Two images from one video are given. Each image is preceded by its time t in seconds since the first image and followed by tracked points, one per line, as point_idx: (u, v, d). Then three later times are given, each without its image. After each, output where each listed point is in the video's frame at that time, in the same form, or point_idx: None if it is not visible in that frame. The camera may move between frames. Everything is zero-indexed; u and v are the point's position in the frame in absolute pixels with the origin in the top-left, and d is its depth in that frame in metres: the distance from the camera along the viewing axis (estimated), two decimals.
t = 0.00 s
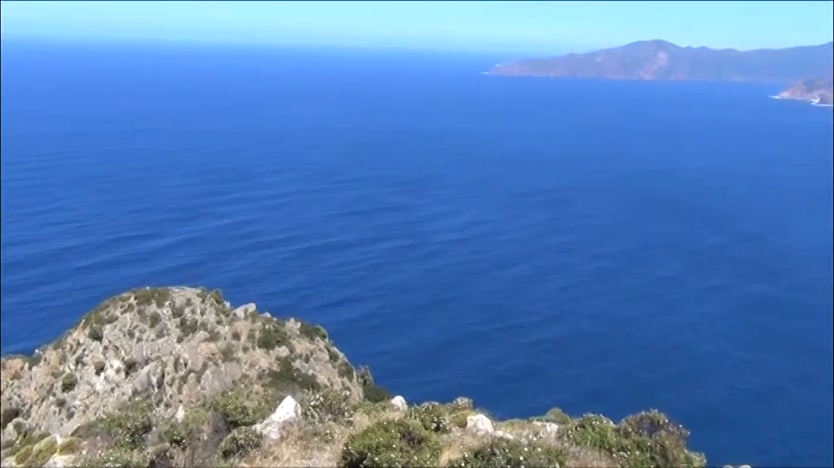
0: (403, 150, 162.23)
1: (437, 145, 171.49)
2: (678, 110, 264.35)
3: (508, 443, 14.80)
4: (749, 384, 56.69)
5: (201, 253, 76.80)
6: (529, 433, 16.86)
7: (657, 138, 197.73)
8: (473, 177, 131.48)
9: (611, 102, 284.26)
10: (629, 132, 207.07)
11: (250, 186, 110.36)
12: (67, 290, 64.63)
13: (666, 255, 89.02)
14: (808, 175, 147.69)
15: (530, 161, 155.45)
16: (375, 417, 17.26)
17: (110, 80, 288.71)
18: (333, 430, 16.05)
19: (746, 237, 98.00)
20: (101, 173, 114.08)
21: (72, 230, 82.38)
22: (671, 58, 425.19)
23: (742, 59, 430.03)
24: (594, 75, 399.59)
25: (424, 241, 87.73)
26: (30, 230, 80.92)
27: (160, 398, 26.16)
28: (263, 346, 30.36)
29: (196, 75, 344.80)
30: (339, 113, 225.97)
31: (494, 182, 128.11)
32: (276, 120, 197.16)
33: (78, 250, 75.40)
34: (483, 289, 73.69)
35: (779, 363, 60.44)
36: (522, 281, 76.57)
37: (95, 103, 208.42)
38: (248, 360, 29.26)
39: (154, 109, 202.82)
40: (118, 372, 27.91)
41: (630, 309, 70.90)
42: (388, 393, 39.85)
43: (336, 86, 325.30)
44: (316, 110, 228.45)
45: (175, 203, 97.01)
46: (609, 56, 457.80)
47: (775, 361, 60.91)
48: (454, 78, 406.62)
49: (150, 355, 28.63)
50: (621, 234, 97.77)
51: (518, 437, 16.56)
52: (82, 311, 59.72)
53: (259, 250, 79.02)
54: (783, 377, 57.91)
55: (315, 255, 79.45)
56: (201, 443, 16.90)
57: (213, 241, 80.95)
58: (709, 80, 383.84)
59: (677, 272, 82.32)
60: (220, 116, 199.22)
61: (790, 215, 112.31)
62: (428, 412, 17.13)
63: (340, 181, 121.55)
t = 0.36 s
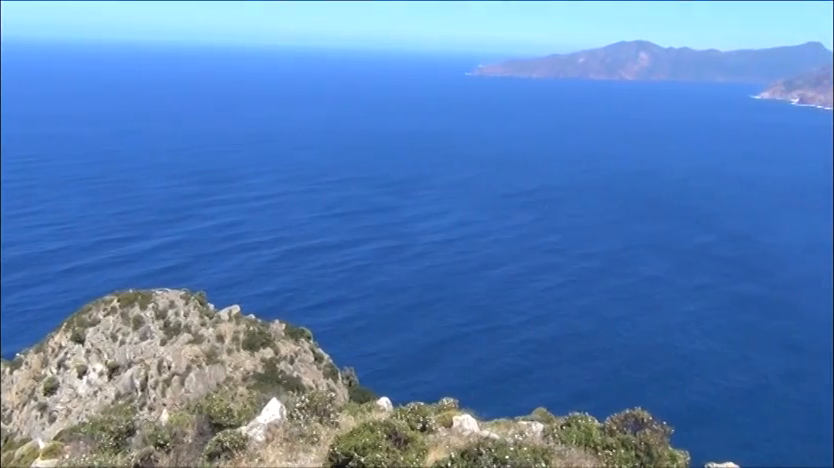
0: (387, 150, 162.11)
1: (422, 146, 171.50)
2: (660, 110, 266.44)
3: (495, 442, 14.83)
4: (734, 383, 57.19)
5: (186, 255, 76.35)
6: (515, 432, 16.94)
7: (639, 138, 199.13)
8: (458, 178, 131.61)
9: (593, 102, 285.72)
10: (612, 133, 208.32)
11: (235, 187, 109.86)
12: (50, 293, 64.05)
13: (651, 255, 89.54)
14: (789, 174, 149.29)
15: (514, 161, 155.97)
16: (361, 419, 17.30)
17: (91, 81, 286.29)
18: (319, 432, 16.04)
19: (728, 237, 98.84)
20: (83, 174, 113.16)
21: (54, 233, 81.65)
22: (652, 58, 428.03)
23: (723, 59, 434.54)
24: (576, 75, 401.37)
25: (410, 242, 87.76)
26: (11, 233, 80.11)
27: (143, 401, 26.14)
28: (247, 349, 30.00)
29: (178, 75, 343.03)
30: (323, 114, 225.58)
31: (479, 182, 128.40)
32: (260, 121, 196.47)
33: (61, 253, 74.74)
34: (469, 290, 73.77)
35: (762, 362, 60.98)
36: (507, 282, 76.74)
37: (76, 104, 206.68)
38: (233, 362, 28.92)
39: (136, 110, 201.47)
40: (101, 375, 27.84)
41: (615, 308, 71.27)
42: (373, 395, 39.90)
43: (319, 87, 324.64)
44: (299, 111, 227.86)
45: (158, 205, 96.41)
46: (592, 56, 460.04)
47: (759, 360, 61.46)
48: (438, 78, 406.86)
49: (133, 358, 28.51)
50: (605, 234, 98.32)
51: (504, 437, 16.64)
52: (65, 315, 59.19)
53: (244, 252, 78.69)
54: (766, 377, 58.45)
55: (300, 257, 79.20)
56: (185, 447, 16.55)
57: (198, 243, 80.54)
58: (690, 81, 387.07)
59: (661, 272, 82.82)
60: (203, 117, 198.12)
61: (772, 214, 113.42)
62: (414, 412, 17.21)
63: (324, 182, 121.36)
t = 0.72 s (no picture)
0: (370, 152, 162.13)
1: (405, 147, 171.65)
2: (641, 110, 268.66)
3: (480, 442, 14.82)
4: (717, 381, 57.63)
5: (168, 259, 75.91)
6: (499, 432, 16.93)
7: (621, 138, 200.43)
8: (442, 179, 131.86)
9: (576, 103, 287.18)
10: (593, 133, 209.45)
11: (217, 189, 109.48)
12: (30, 298, 63.46)
13: (633, 255, 90.10)
14: (769, 174, 150.91)
15: (496, 162, 156.56)
16: (345, 420, 17.29)
17: (71, 84, 284.21)
18: (303, 434, 15.97)
19: (709, 236, 99.72)
20: (64, 177, 112.29)
21: (34, 237, 80.92)
22: (633, 59, 430.81)
23: (703, 60, 439.03)
24: (558, 76, 403.40)
25: (394, 244, 87.80)
26: None
27: (125, 406, 26.16)
28: (230, 352, 31.06)
29: (160, 77, 341.53)
30: (307, 115, 225.35)
31: (462, 183, 128.71)
32: (242, 123, 195.81)
33: (41, 257, 74.11)
34: (453, 291, 73.87)
35: (745, 361, 61.48)
36: (492, 283, 76.91)
37: (56, 107, 205.01)
38: (215, 366, 29.70)
39: (118, 112, 200.17)
40: (81, 380, 27.04)
41: (599, 308, 71.62)
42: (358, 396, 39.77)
43: (302, 88, 323.98)
44: (281, 113, 227.33)
45: (141, 208, 95.80)
46: (573, 58, 462.54)
47: (741, 359, 61.98)
48: (421, 80, 407.29)
49: (115, 362, 28.51)
50: (589, 234, 98.87)
51: (489, 437, 16.61)
52: (45, 319, 58.64)
53: (227, 255, 78.38)
54: (749, 375, 58.94)
55: (284, 260, 78.91)
56: (168, 451, 16.67)
57: (180, 246, 80.12)
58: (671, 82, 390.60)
59: (644, 272, 83.35)
60: (185, 119, 197.07)
61: (752, 213, 114.58)
62: (398, 413, 17.21)
63: (308, 184, 121.07)
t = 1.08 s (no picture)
0: (351, 153, 161.98)
1: (387, 148, 171.70)
2: (620, 108, 271.00)
3: (465, 440, 15.10)
4: (701, 375, 58.24)
5: (150, 264, 75.44)
6: (484, 430, 17.26)
7: (600, 136, 201.78)
8: (424, 179, 132.16)
9: (555, 102, 288.54)
10: (573, 131, 210.70)
11: (198, 193, 108.92)
12: (10, 307, 62.78)
13: (616, 252, 90.76)
14: (747, 169, 152.79)
15: (477, 161, 157.05)
16: (329, 422, 17.33)
17: (47, 89, 281.34)
18: (288, 437, 15.95)
19: (690, 232, 100.69)
20: (42, 183, 111.14)
21: (13, 244, 80.07)
22: (611, 57, 433.51)
23: (680, 57, 443.83)
24: (537, 75, 404.94)
25: (376, 245, 87.85)
26: None
27: (108, 413, 25.19)
28: (213, 356, 30.69)
29: (138, 81, 339.19)
30: (287, 118, 224.83)
31: (443, 183, 128.92)
32: (221, 126, 194.69)
33: (21, 264, 73.37)
34: (438, 291, 74.04)
35: (727, 355, 62.19)
36: (476, 283, 77.16)
37: (32, 113, 202.74)
38: (199, 370, 29.41)
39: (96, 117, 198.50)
40: (63, 387, 27.26)
41: (583, 306, 72.09)
42: (342, 398, 39.91)
43: (281, 90, 322.90)
44: (261, 115, 226.40)
45: (121, 213, 95.12)
46: (552, 56, 464.48)
47: (724, 353, 62.69)
48: (400, 81, 406.91)
49: (97, 369, 28.25)
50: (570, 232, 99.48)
51: (474, 435, 16.87)
52: (25, 328, 58.03)
53: (210, 259, 78.01)
54: (731, 369, 59.64)
55: (268, 263, 78.65)
56: (152, 456, 16.79)
57: (162, 251, 79.63)
58: (649, 79, 394.42)
59: (627, 269, 83.99)
60: (164, 123, 195.51)
61: (731, 208, 115.93)
62: (383, 413, 17.38)
63: (289, 187, 120.72)
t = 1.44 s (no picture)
0: (331, 153, 161.46)
1: (367, 148, 171.53)
2: (599, 107, 272.85)
3: (444, 439, 15.25)
4: (682, 373, 58.84)
5: (129, 266, 74.68)
6: (465, 428, 17.34)
7: (580, 135, 202.85)
8: (405, 179, 132.24)
9: (535, 101, 289.76)
10: (552, 131, 211.59)
11: (178, 194, 108.07)
12: None
13: (596, 251, 91.37)
14: (724, 167, 154.59)
15: (457, 161, 157.24)
16: (310, 422, 17.36)
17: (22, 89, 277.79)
18: (268, 437, 16.20)
19: (669, 231, 101.45)
20: (18, 184, 109.63)
21: None
22: (590, 56, 436.10)
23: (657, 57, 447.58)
24: (516, 75, 406.20)
25: (358, 245, 87.66)
26: None
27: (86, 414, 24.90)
28: (193, 357, 31.96)
29: (115, 81, 335.81)
30: (266, 117, 223.88)
31: (424, 183, 128.88)
32: (200, 126, 193.22)
33: None
34: (420, 291, 74.05)
35: (708, 351, 62.79)
36: (458, 282, 77.28)
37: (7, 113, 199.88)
38: (179, 371, 30.46)
39: (73, 117, 196.25)
40: (40, 390, 25.03)
41: (564, 304, 72.48)
42: (323, 398, 40.20)
43: (261, 90, 321.27)
44: (240, 115, 225.11)
45: (99, 214, 94.13)
46: (531, 56, 466.11)
47: (705, 350, 63.21)
48: (380, 81, 406.20)
49: (75, 372, 27.24)
50: (551, 231, 99.89)
51: (455, 433, 16.97)
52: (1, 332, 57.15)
53: (190, 261, 77.42)
54: (712, 366, 60.28)
55: (248, 264, 78.12)
56: (131, 460, 16.85)
57: (141, 252, 78.90)
58: (627, 78, 397.56)
59: (608, 268, 84.58)
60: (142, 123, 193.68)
61: (709, 206, 117.28)
62: (364, 412, 17.36)
63: (269, 187, 120.01)
